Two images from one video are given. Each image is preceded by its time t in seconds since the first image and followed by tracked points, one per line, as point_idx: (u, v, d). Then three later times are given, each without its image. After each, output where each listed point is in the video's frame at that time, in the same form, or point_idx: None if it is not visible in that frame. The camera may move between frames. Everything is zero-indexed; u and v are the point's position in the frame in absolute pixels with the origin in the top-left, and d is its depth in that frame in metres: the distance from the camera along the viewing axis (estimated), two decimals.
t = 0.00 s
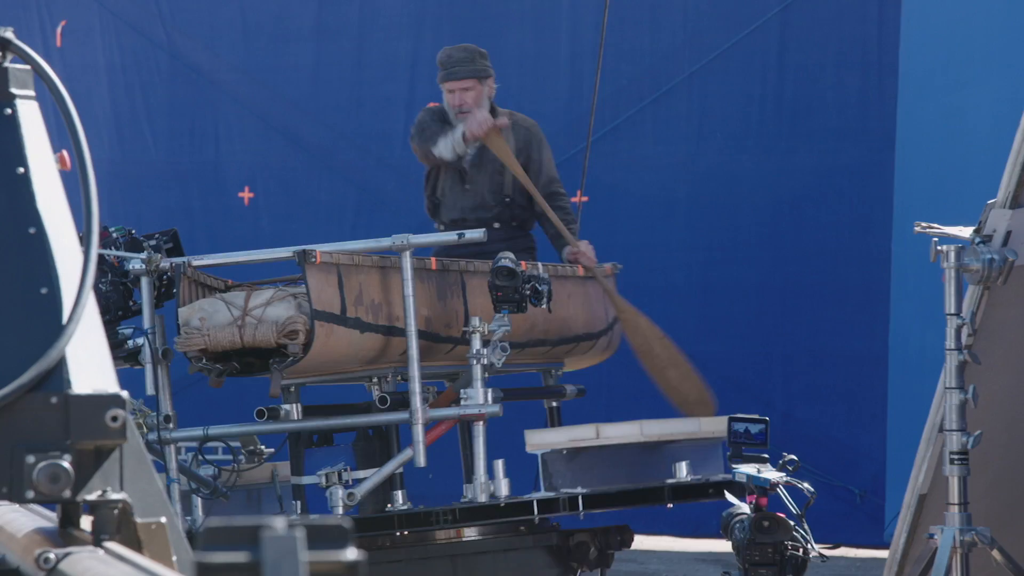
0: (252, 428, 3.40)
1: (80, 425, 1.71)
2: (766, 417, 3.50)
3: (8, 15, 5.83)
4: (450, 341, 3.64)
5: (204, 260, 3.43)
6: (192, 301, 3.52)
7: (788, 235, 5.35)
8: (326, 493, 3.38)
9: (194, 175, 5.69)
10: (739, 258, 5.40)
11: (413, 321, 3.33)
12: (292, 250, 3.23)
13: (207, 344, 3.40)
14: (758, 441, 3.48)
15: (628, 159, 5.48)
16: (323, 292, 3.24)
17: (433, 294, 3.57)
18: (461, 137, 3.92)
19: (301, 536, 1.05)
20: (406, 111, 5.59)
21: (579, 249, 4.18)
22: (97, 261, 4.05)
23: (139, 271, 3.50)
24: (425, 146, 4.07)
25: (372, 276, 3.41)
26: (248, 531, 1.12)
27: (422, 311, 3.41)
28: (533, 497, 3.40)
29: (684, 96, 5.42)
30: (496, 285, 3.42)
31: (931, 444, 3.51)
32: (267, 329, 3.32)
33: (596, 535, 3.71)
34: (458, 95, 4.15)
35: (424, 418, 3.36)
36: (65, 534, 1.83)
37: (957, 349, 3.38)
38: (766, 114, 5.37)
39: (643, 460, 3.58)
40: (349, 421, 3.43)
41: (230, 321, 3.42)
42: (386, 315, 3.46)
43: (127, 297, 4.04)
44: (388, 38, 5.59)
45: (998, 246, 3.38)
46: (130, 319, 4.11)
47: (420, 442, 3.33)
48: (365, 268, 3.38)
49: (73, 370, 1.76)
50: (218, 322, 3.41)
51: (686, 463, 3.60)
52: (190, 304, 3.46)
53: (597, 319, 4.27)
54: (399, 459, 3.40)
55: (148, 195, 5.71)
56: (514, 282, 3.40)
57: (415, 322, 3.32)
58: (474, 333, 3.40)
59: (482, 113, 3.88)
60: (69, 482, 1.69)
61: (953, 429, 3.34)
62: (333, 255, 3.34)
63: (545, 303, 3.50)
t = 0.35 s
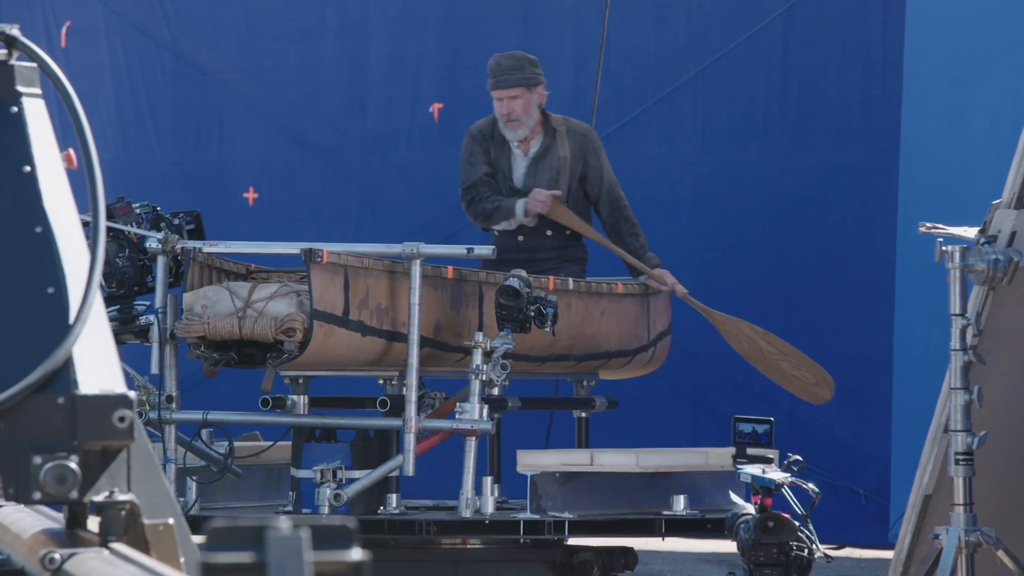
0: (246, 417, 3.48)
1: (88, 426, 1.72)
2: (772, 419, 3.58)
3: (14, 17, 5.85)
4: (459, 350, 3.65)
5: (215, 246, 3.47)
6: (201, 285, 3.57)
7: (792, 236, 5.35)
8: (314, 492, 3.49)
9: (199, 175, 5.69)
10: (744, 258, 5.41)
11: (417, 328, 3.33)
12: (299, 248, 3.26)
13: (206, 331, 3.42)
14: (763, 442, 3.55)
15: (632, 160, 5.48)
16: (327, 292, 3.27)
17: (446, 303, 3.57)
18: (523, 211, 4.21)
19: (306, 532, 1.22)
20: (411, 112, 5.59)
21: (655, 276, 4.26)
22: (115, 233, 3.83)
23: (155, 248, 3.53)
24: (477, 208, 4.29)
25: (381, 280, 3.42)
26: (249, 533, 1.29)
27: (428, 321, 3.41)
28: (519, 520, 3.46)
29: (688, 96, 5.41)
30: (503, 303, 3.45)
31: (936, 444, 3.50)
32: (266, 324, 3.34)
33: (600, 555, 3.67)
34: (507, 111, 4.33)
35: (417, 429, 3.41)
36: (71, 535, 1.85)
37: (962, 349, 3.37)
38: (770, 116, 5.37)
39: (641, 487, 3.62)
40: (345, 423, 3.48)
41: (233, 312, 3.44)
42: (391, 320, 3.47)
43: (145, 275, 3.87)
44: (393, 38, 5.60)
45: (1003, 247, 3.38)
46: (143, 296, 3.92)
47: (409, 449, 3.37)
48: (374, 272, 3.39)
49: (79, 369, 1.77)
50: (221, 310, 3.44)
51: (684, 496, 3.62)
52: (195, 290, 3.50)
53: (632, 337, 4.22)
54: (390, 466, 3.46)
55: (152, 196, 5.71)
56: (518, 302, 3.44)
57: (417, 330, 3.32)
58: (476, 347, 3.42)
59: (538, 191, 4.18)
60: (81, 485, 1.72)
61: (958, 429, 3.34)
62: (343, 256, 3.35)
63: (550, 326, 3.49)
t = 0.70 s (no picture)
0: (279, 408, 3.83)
1: (136, 415, 1.95)
2: (760, 408, 3.93)
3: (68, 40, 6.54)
4: (474, 347, 4.00)
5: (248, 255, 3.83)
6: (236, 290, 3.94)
7: (779, 242, 6.07)
8: (342, 476, 3.83)
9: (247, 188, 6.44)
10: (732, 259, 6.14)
11: (434, 329, 3.67)
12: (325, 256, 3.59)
13: (241, 331, 3.80)
14: (753, 428, 3.91)
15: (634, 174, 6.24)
16: (350, 297, 3.59)
17: (461, 303, 3.93)
18: (550, 205, 4.59)
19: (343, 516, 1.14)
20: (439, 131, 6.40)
21: (669, 279, 4.70)
22: (162, 244, 4.39)
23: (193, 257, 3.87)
24: (499, 202, 4.67)
25: (401, 283, 3.75)
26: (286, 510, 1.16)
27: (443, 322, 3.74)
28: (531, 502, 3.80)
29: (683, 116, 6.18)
30: (511, 305, 3.79)
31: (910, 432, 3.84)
32: (295, 325, 3.70)
33: (606, 532, 4.05)
34: (536, 123, 4.64)
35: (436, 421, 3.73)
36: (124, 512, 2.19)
37: (935, 344, 3.70)
38: (757, 137, 6.12)
39: (640, 473, 4.02)
40: (371, 414, 3.81)
41: (265, 314, 3.80)
42: (409, 320, 3.80)
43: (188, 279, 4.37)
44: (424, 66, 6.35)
45: (972, 251, 3.71)
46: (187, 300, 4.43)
47: (427, 438, 3.68)
48: (394, 277, 3.73)
49: (128, 366, 2.00)
50: (255, 312, 3.81)
51: (680, 479, 4.00)
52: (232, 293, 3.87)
53: (637, 331, 4.58)
54: (410, 454, 3.79)
55: (202, 202, 6.42)
56: (525, 304, 3.78)
57: (432, 329, 3.65)
58: (488, 346, 3.74)
59: (566, 187, 4.54)
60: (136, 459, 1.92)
61: (931, 417, 3.67)
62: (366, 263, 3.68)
63: (554, 325, 3.85)
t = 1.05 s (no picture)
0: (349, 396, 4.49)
1: (213, 395, 2.81)
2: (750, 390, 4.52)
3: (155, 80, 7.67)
4: (514, 349, 4.66)
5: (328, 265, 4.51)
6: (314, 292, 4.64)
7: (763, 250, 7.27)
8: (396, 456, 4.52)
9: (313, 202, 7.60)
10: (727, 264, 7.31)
11: (481, 336, 4.37)
12: (393, 270, 4.30)
13: (317, 329, 4.50)
14: (744, 408, 4.50)
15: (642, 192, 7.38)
16: (411, 306, 4.31)
17: (506, 312, 4.58)
18: (575, 201, 5.24)
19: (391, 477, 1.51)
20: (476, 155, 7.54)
21: (670, 278, 5.33)
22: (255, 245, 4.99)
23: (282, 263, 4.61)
24: (533, 206, 5.40)
25: (455, 295, 4.41)
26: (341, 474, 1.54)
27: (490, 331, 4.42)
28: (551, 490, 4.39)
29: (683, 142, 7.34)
30: (551, 322, 4.42)
31: (878, 412, 4.44)
32: (364, 328, 4.38)
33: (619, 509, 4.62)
34: (560, 143, 5.31)
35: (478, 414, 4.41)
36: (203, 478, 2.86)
37: (898, 336, 4.27)
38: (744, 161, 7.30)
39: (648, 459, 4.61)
40: (424, 405, 4.50)
41: (339, 316, 4.47)
42: (461, 327, 4.45)
43: (273, 277, 4.98)
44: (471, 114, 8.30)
45: (932, 257, 4.26)
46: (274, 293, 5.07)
47: (470, 428, 4.37)
48: (450, 290, 4.40)
49: (205, 355, 2.86)
50: (330, 314, 4.49)
51: (685, 473, 4.56)
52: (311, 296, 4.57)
53: (652, 331, 5.24)
54: (456, 440, 4.47)
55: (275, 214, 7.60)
56: (561, 321, 4.40)
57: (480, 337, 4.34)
58: (528, 354, 4.43)
59: (591, 184, 5.15)
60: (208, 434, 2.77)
61: (895, 399, 4.27)
62: (427, 277, 4.38)
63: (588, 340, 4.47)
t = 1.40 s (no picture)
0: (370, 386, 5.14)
1: (259, 383, 3.65)
2: (734, 379, 5.10)
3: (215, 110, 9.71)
4: (514, 342, 5.26)
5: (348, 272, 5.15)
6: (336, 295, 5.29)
7: (744, 253, 8.53)
8: (414, 437, 5.16)
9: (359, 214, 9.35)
10: (714, 265, 8.61)
11: (482, 334, 5.03)
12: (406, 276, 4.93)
13: (338, 330, 5.11)
14: (728, 394, 5.08)
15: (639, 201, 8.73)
16: (421, 304, 4.94)
17: (505, 311, 5.21)
18: (567, 210, 5.91)
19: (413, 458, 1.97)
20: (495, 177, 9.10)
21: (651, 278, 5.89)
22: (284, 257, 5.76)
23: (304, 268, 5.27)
24: (536, 216, 6.13)
25: (460, 297, 5.04)
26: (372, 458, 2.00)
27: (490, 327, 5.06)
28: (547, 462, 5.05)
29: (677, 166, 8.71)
30: (543, 317, 5.06)
31: (845, 396, 5.04)
32: (379, 328, 4.99)
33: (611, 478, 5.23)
34: (565, 159, 5.97)
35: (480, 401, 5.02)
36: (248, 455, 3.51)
37: (864, 331, 4.83)
38: (726, 174, 8.55)
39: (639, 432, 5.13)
40: (434, 394, 5.14)
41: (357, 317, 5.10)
42: (466, 324, 5.07)
43: (301, 285, 5.75)
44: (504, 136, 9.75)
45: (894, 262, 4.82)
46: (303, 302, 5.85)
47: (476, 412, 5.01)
48: (455, 292, 5.02)
49: (248, 349, 3.70)
50: (349, 316, 5.11)
51: (668, 444, 5.15)
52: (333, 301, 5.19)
53: (640, 323, 5.82)
54: (465, 423, 5.10)
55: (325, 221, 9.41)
56: (553, 317, 5.04)
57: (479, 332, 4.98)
58: (524, 346, 5.09)
59: (578, 194, 5.88)
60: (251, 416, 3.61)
61: (861, 386, 4.85)
62: (435, 281, 5.00)
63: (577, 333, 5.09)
